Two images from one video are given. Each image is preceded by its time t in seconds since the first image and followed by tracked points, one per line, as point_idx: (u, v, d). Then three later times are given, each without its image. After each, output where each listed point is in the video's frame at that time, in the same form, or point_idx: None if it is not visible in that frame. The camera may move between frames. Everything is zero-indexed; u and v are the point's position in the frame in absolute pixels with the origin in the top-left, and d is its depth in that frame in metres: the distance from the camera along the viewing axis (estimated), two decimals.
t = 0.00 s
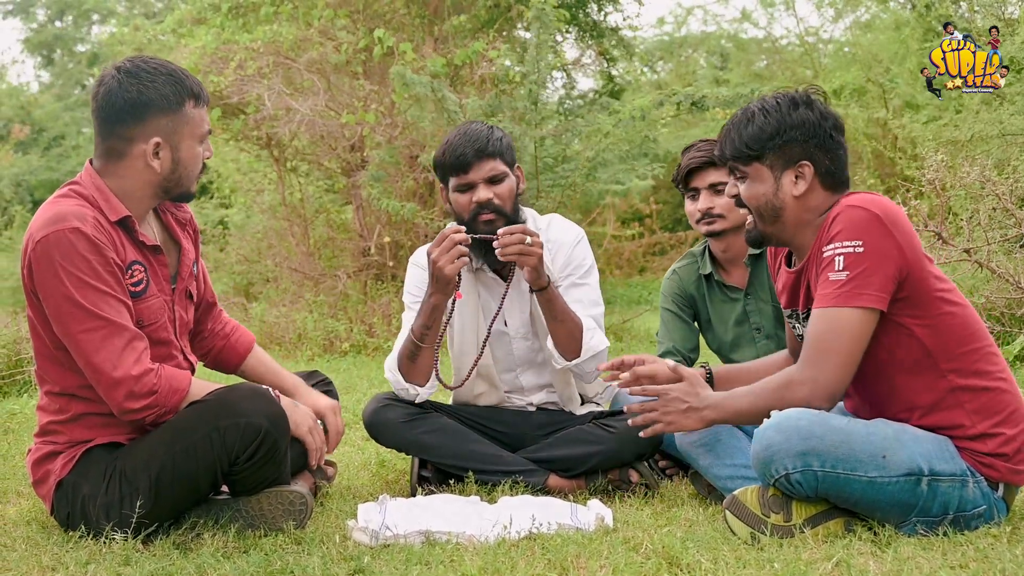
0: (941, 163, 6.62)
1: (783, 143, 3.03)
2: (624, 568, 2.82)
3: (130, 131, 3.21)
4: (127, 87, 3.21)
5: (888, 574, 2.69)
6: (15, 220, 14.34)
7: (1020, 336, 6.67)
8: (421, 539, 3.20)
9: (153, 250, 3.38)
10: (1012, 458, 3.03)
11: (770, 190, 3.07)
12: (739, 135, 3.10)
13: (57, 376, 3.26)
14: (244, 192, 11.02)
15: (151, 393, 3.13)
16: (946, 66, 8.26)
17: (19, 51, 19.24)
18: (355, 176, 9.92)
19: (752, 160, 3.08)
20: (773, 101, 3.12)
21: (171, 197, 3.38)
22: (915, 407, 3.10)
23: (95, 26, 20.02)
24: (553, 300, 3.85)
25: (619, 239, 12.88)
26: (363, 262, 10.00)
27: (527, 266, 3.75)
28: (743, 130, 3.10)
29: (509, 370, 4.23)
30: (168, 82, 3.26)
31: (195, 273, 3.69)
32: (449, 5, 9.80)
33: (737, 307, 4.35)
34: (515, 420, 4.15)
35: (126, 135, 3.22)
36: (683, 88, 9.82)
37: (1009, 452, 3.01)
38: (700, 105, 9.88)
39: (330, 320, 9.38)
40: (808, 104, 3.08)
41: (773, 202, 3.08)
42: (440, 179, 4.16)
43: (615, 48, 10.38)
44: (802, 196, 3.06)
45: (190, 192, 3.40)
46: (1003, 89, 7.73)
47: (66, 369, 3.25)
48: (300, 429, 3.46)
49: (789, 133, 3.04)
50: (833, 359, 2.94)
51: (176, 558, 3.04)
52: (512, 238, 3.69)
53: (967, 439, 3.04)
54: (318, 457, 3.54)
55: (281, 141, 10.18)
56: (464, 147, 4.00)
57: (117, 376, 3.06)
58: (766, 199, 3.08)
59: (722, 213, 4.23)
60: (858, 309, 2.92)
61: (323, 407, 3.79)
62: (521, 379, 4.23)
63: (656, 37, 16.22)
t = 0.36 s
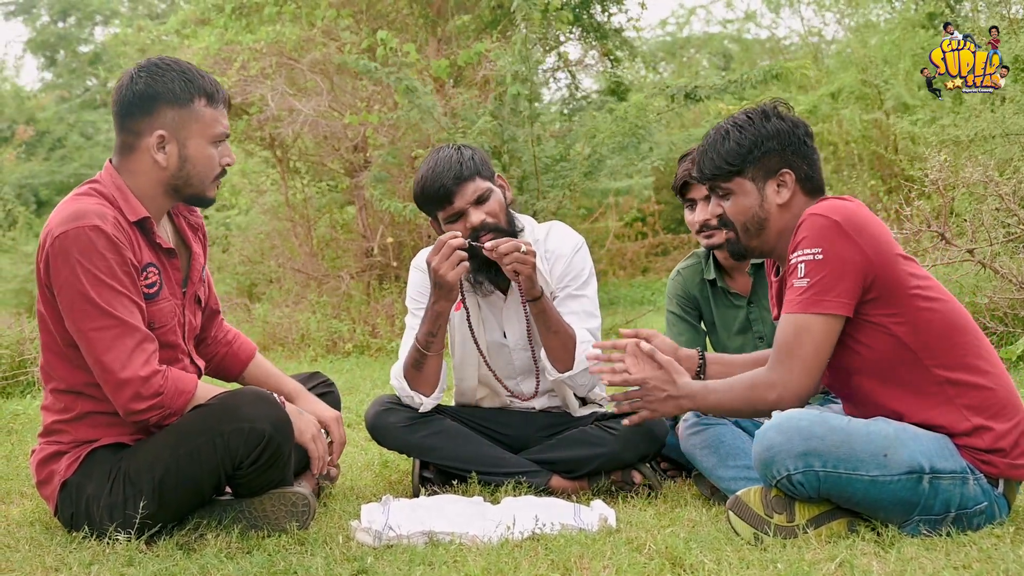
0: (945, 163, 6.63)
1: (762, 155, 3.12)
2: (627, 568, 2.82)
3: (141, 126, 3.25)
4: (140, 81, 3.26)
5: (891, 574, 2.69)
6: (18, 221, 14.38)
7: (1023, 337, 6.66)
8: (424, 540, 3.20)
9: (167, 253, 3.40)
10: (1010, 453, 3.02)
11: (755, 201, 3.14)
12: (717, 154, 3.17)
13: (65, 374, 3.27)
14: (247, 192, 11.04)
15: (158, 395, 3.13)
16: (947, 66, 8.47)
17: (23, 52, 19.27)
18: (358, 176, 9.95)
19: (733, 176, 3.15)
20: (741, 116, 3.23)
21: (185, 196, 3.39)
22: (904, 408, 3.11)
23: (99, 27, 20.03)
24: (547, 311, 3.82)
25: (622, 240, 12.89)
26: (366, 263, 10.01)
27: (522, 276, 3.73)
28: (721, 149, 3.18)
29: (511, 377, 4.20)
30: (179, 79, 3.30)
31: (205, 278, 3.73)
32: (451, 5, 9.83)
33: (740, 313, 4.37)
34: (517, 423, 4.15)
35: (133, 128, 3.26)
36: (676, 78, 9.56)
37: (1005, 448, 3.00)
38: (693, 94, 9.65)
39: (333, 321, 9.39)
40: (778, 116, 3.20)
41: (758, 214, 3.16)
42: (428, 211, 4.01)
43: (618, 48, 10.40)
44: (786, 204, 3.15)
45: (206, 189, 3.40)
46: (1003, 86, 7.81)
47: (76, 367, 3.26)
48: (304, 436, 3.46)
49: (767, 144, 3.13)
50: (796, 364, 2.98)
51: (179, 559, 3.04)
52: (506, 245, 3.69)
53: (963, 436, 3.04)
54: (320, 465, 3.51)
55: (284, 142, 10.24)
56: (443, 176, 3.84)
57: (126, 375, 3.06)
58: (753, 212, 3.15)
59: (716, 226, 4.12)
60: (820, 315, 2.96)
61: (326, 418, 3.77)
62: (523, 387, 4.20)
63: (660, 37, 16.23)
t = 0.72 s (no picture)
0: (948, 162, 6.63)
1: (757, 152, 3.18)
2: (632, 567, 2.82)
3: (210, 121, 3.36)
4: (212, 83, 3.40)
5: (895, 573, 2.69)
6: (21, 221, 14.40)
7: None
8: (428, 539, 3.20)
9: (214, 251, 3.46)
10: (1011, 447, 3.02)
11: (753, 198, 3.16)
12: (711, 155, 3.22)
13: (88, 348, 3.28)
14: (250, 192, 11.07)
15: (168, 378, 3.11)
16: (947, 65, 8.55)
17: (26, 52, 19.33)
18: (361, 176, 9.97)
19: (730, 175, 3.18)
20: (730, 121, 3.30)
21: (244, 199, 3.47)
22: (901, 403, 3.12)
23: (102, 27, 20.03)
24: (554, 310, 3.82)
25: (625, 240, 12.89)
26: (369, 263, 10.00)
27: (528, 277, 3.72)
28: (714, 151, 3.23)
29: (516, 377, 4.17)
30: (249, 84, 3.45)
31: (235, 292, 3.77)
32: (454, 4, 9.78)
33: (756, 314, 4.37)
34: (521, 422, 4.16)
35: (203, 127, 3.36)
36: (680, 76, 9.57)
37: (1005, 441, 3.00)
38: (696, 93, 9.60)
39: (336, 320, 9.39)
40: (765, 118, 3.28)
41: (758, 211, 3.17)
42: (434, 211, 3.99)
43: (622, 48, 10.40)
44: (784, 200, 3.18)
45: (267, 200, 3.51)
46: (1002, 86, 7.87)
47: (101, 343, 3.27)
48: (308, 450, 3.43)
49: (760, 143, 3.19)
50: (832, 355, 2.89)
51: (184, 558, 3.05)
52: (512, 246, 3.67)
53: (962, 431, 3.04)
54: (320, 479, 3.47)
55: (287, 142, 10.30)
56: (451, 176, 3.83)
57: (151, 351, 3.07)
58: (752, 209, 3.16)
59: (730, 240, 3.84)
60: (835, 304, 2.90)
61: (332, 415, 3.77)
62: (527, 387, 4.17)
63: (663, 36, 16.22)
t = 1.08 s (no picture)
0: (951, 160, 6.62)
1: (730, 168, 3.18)
2: (635, 565, 2.82)
3: (294, 152, 3.59)
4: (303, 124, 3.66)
5: (898, 572, 2.68)
6: (24, 220, 14.40)
7: None
8: (430, 538, 3.21)
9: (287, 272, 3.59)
10: (1006, 439, 3.02)
11: (727, 214, 3.17)
12: (683, 171, 3.20)
13: (143, 317, 3.34)
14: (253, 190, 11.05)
15: (190, 341, 3.11)
16: (947, 65, 8.84)
17: (28, 51, 19.31)
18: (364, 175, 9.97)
19: (703, 192, 3.17)
20: (701, 135, 3.29)
21: (323, 228, 3.62)
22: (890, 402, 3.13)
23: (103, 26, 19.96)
24: (557, 310, 3.82)
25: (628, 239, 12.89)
26: (372, 261, 9.92)
27: (530, 277, 3.72)
28: (686, 166, 3.21)
29: (518, 377, 4.18)
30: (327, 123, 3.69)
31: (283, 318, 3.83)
32: (458, 3, 9.82)
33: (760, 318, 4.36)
34: (524, 422, 4.15)
35: (283, 162, 3.60)
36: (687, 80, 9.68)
37: (999, 434, 3.00)
38: (704, 97, 9.78)
39: (339, 319, 9.39)
40: (738, 132, 3.28)
41: (732, 227, 3.17)
42: (435, 211, 3.98)
43: (625, 47, 10.40)
44: (756, 215, 3.19)
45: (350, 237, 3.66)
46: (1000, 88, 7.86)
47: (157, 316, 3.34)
48: (315, 454, 3.43)
49: (732, 158, 3.19)
50: (824, 364, 2.95)
51: (187, 558, 3.05)
52: (513, 246, 3.69)
53: (956, 426, 3.04)
54: (329, 485, 3.46)
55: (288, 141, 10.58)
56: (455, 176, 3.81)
57: (187, 311, 3.11)
58: (726, 225, 3.17)
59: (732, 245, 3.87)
60: (817, 316, 2.96)
61: (324, 416, 3.79)
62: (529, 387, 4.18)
63: (665, 35, 16.21)
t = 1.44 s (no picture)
0: (954, 158, 6.63)
1: (732, 166, 3.19)
2: (637, 564, 2.81)
3: (324, 175, 3.69)
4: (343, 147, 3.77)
5: (901, 570, 2.68)
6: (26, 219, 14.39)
7: None
8: (434, 536, 3.21)
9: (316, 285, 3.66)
10: (1011, 438, 3.01)
11: (729, 212, 3.17)
12: (685, 169, 3.23)
13: (169, 311, 3.38)
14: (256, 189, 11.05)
15: (210, 330, 3.13)
16: (947, 65, 9.00)
17: (31, 50, 19.28)
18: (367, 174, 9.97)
19: (704, 190, 3.19)
20: (705, 134, 3.31)
21: (353, 246, 3.69)
22: (899, 400, 3.14)
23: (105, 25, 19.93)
24: (564, 305, 3.83)
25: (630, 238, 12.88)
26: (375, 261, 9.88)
27: (536, 272, 3.71)
28: (688, 165, 3.24)
29: (521, 376, 4.18)
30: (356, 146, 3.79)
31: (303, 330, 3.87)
32: (462, 3, 9.85)
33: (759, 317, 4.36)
34: (528, 420, 4.16)
35: (314, 184, 3.70)
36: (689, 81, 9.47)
37: (1005, 432, 3.00)
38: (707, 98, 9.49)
39: (342, 318, 9.39)
40: (742, 130, 3.29)
41: (735, 225, 3.18)
42: (437, 214, 3.98)
43: (628, 46, 10.43)
44: (759, 212, 3.19)
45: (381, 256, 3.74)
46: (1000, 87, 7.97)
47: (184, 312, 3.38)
48: (320, 458, 3.44)
49: (734, 155, 3.20)
50: (829, 363, 2.96)
51: (190, 556, 3.05)
52: (517, 244, 3.66)
53: (963, 425, 3.04)
54: (335, 486, 3.48)
55: (292, 140, 10.50)
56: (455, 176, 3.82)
57: (211, 301, 3.14)
58: (729, 223, 3.17)
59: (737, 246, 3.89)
60: (827, 314, 2.96)
61: (325, 407, 3.81)
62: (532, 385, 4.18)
63: (669, 33, 16.20)
